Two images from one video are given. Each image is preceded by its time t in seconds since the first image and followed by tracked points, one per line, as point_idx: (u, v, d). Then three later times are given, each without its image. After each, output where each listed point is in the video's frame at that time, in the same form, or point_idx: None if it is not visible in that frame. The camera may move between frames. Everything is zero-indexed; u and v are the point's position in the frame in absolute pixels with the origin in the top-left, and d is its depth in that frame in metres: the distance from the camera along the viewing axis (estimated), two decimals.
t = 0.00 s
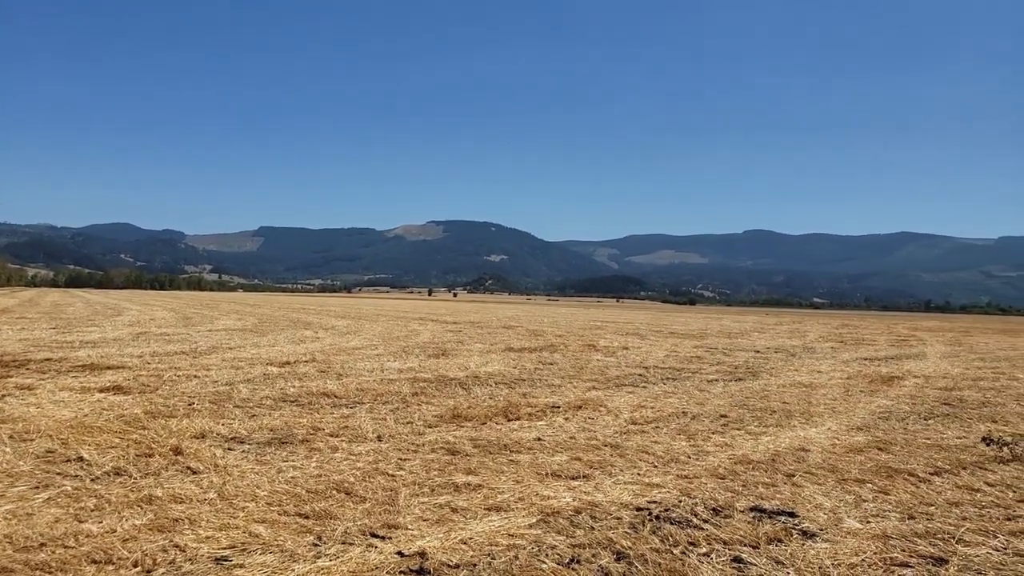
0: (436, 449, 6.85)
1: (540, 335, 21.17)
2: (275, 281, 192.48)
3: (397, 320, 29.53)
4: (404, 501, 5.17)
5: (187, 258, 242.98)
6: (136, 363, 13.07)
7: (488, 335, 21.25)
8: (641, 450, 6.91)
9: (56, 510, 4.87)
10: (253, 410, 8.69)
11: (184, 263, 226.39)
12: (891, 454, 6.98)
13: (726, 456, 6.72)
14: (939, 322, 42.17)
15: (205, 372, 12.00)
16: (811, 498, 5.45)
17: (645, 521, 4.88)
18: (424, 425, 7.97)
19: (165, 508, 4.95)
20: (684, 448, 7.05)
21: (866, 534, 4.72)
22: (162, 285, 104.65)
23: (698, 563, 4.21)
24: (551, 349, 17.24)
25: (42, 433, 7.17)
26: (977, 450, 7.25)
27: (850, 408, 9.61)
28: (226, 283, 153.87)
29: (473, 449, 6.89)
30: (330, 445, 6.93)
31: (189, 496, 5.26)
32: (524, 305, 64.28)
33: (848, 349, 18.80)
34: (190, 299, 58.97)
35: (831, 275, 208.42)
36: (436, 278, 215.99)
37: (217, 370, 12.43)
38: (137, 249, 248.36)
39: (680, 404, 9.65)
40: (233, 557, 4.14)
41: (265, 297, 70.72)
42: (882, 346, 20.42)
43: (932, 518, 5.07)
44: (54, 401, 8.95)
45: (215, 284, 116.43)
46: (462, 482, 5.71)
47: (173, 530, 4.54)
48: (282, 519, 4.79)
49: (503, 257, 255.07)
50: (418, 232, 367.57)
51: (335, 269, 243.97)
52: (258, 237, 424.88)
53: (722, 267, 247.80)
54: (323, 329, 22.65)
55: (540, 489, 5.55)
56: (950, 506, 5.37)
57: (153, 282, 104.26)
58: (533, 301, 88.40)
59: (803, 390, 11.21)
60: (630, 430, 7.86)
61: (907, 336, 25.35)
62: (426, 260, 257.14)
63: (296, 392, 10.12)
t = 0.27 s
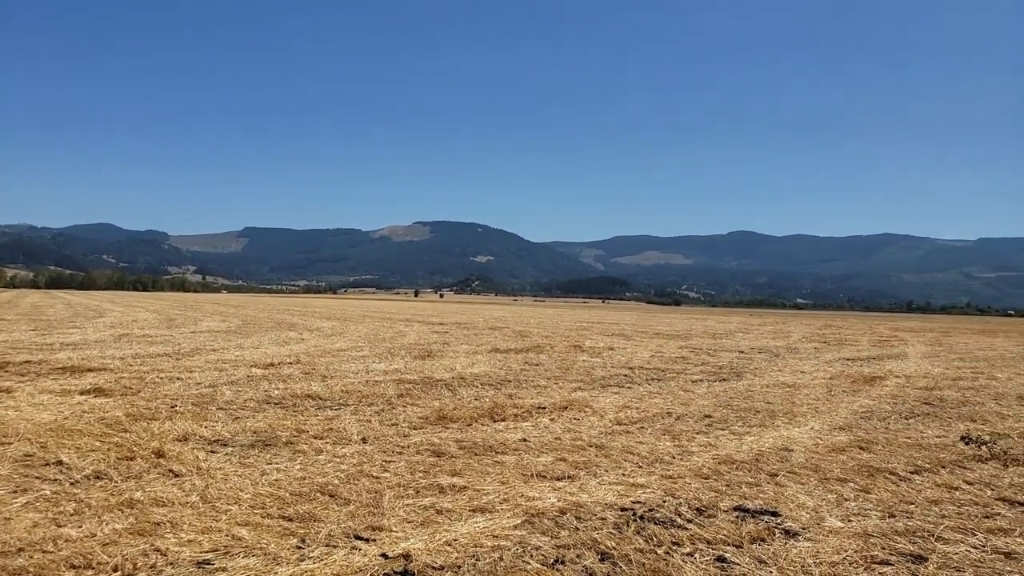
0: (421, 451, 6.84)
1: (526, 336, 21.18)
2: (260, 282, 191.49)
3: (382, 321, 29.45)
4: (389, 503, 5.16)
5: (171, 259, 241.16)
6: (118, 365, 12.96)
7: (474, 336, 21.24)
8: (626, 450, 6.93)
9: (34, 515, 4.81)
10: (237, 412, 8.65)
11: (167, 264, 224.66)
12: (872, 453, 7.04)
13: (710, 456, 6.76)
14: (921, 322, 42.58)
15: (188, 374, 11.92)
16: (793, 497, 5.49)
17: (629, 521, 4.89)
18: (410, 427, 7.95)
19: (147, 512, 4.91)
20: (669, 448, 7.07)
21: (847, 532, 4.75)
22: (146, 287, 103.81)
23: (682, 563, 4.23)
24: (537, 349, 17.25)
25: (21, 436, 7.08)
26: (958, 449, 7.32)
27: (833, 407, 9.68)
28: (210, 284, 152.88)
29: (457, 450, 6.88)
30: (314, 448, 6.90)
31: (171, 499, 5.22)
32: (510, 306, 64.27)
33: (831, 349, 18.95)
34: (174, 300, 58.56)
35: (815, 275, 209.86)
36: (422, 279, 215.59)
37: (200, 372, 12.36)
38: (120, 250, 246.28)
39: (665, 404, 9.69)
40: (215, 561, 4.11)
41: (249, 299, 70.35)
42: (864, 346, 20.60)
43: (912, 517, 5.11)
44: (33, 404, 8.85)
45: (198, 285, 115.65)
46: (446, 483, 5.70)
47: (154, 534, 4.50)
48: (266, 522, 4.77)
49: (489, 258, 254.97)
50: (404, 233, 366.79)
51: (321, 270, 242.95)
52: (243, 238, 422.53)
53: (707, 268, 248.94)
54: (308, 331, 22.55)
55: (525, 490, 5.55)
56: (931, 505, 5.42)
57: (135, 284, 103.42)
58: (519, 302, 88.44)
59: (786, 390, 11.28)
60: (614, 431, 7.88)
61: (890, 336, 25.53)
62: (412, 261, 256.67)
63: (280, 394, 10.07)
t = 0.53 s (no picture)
0: (407, 451, 6.83)
1: (513, 336, 21.19)
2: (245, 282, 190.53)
3: (369, 321, 29.36)
4: (374, 504, 5.15)
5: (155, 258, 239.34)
6: (101, 366, 12.85)
7: (460, 336, 21.22)
8: (612, 450, 6.95)
9: (16, 517, 4.77)
10: (221, 413, 8.60)
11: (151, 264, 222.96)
12: (856, 453, 7.09)
13: (695, 455, 6.79)
14: (903, 323, 42.97)
15: (172, 375, 11.83)
16: (777, 497, 5.52)
17: (615, 520, 4.90)
18: (396, 427, 7.93)
19: (130, 513, 4.87)
20: (654, 448, 7.10)
21: (830, 531, 4.79)
22: (130, 287, 103.00)
23: (667, 562, 4.24)
24: (523, 350, 17.26)
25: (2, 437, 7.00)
26: (939, 449, 7.39)
27: (817, 407, 9.75)
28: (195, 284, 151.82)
29: (444, 450, 6.87)
30: (300, 448, 6.87)
31: (154, 500, 5.18)
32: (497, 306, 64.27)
33: (816, 350, 19.07)
34: (158, 300, 58.14)
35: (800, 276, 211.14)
36: (408, 279, 215.11)
37: (185, 372, 12.27)
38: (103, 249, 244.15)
39: (651, 404, 9.72)
40: (199, 562, 4.09)
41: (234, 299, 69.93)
42: (848, 347, 20.74)
43: (895, 515, 5.16)
44: (14, 405, 8.75)
45: (183, 284, 114.79)
46: (432, 484, 5.69)
47: (137, 535, 4.47)
48: (250, 522, 4.74)
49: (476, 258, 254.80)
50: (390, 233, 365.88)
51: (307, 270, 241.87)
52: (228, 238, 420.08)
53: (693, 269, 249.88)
54: (294, 331, 22.45)
55: (511, 490, 5.55)
56: (912, 503, 5.47)
57: (119, 284, 102.62)
58: (506, 303, 88.45)
59: (771, 390, 11.35)
60: (601, 431, 7.89)
61: (873, 337, 25.71)
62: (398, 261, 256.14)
63: (265, 394, 10.02)
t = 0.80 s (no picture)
0: (392, 452, 6.82)
1: (498, 337, 21.21)
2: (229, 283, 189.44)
3: (354, 322, 29.30)
4: (359, 505, 5.14)
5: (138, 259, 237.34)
6: (82, 367, 12.73)
7: (445, 338, 21.22)
8: (596, 450, 6.98)
9: None
10: (205, 414, 8.55)
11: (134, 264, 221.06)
12: (837, 453, 7.15)
13: (679, 456, 6.83)
14: (885, 324, 43.43)
15: (155, 376, 11.75)
16: (760, 497, 5.56)
17: (599, 521, 4.92)
18: (380, 429, 7.92)
19: (111, 516, 4.83)
20: (638, 449, 7.13)
21: (813, 531, 4.83)
22: (111, 288, 102.04)
23: (651, 562, 4.26)
24: (509, 351, 17.28)
25: None
26: (919, 448, 7.48)
27: (800, 408, 9.84)
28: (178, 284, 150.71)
29: (429, 452, 6.87)
30: (284, 450, 6.85)
31: (136, 503, 5.14)
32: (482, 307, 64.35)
33: (798, 351, 19.23)
34: (141, 301, 57.67)
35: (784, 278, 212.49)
36: (394, 280, 214.57)
37: (167, 373, 12.19)
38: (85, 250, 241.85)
39: (635, 405, 9.76)
40: (181, 565, 4.06)
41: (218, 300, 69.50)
42: (831, 348, 20.91)
43: (875, 515, 5.21)
44: None
45: (166, 285, 113.91)
46: (417, 485, 5.69)
47: (118, 539, 4.43)
48: (233, 525, 4.72)
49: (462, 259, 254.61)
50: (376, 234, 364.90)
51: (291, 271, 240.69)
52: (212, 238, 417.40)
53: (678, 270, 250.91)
54: (278, 332, 22.36)
55: (495, 491, 5.56)
56: (892, 503, 5.53)
57: (101, 284, 101.77)
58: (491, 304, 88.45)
59: (754, 391, 11.43)
60: (585, 431, 7.92)
61: (855, 338, 25.96)
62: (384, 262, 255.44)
63: (249, 395, 9.97)
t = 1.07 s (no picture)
0: (373, 451, 6.80)
1: (480, 336, 21.18)
2: (209, 282, 187.73)
3: (335, 321, 29.15)
4: (340, 504, 5.12)
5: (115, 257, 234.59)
6: (59, 367, 12.57)
7: (427, 336, 21.18)
8: (578, 448, 6.99)
9: None
10: (184, 414, 8.47)
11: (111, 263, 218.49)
12: (816, 449, 7.22)
13: (660, 453, 6.86)
14: (863, 322, 43.86)
15: (133, 375, 11.63)
16: (740, 493, 5.60)
17: (580, 518, 4.94)
18: (362, 428, 7.90)
19: (88, 517, 4.78)
20: (619, 446, 7.15)
21: (791, 526, 4.87)
22: (88, 286, 100.85)
23: (631, 559, 4.28)
24: (490, 349, 17.27)
25: None
26: (896, 444, 7.56)
27: (779, 405, 9.91)
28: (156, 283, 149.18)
29: (410, 450, 6.85)
30: (264, 449, 6.80)
31: (114, 503, 5.09)
32: (464, 306, 64.29)
33: (778, 349, 19.37)
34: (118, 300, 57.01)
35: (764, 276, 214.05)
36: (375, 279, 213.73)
37: (146, 372, 12.07)
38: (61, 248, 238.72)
39: (616, 403, 9.79)
40: (160, 566, 4.03)
41: (197, 298, 68.89)
42: (809, 345, 21.09)
43: (853, 510, 5.27)
44: None
45: (144, 284, 112.77)
46: (398, 483, 5.67)
47: (95, 539, 4.39)
48: (213, 524, 4.69)
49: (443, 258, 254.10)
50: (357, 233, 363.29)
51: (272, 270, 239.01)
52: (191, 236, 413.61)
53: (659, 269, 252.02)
54: (258, 331, 22.20)
55: (477, 489, 5.55)
56: (870, 498, 5.59)
57: (77, 283, 100.54)
58: (472, 302, 88.39)
59: (734, 388, 11.51)
60: (567, 429, 7.93)
61: (833, 336, 26.20)
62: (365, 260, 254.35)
63: (229, 395, 9.90)
